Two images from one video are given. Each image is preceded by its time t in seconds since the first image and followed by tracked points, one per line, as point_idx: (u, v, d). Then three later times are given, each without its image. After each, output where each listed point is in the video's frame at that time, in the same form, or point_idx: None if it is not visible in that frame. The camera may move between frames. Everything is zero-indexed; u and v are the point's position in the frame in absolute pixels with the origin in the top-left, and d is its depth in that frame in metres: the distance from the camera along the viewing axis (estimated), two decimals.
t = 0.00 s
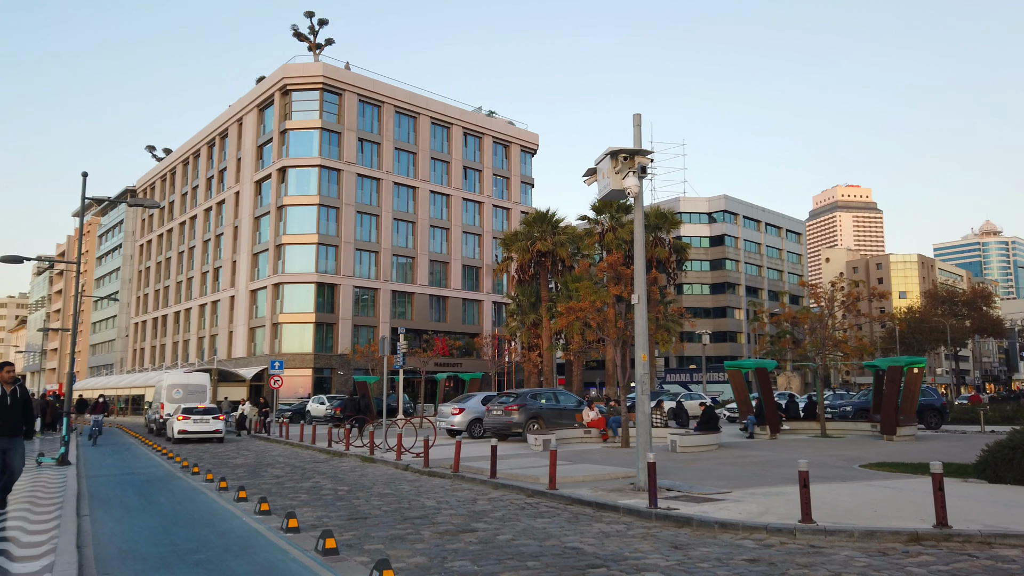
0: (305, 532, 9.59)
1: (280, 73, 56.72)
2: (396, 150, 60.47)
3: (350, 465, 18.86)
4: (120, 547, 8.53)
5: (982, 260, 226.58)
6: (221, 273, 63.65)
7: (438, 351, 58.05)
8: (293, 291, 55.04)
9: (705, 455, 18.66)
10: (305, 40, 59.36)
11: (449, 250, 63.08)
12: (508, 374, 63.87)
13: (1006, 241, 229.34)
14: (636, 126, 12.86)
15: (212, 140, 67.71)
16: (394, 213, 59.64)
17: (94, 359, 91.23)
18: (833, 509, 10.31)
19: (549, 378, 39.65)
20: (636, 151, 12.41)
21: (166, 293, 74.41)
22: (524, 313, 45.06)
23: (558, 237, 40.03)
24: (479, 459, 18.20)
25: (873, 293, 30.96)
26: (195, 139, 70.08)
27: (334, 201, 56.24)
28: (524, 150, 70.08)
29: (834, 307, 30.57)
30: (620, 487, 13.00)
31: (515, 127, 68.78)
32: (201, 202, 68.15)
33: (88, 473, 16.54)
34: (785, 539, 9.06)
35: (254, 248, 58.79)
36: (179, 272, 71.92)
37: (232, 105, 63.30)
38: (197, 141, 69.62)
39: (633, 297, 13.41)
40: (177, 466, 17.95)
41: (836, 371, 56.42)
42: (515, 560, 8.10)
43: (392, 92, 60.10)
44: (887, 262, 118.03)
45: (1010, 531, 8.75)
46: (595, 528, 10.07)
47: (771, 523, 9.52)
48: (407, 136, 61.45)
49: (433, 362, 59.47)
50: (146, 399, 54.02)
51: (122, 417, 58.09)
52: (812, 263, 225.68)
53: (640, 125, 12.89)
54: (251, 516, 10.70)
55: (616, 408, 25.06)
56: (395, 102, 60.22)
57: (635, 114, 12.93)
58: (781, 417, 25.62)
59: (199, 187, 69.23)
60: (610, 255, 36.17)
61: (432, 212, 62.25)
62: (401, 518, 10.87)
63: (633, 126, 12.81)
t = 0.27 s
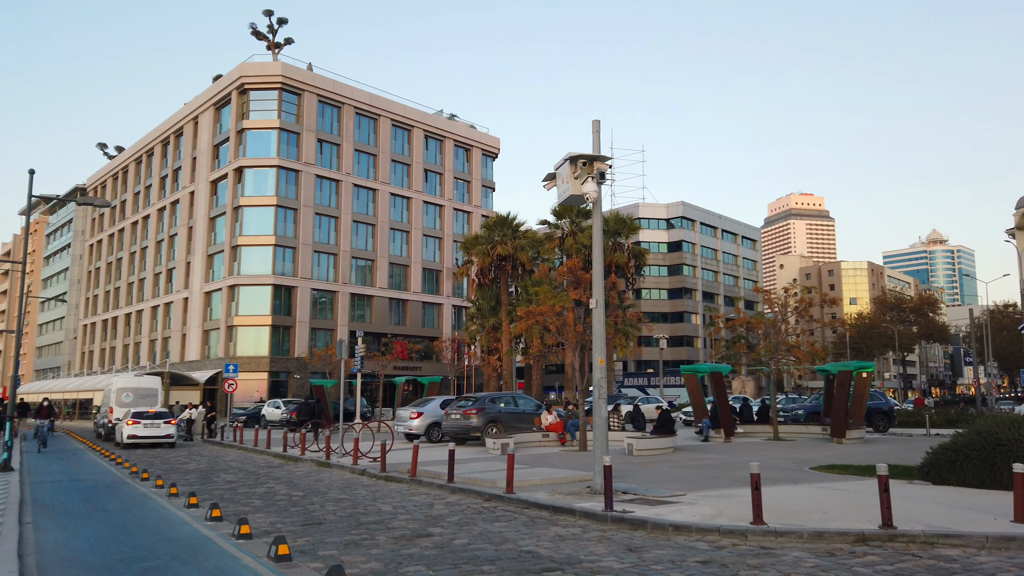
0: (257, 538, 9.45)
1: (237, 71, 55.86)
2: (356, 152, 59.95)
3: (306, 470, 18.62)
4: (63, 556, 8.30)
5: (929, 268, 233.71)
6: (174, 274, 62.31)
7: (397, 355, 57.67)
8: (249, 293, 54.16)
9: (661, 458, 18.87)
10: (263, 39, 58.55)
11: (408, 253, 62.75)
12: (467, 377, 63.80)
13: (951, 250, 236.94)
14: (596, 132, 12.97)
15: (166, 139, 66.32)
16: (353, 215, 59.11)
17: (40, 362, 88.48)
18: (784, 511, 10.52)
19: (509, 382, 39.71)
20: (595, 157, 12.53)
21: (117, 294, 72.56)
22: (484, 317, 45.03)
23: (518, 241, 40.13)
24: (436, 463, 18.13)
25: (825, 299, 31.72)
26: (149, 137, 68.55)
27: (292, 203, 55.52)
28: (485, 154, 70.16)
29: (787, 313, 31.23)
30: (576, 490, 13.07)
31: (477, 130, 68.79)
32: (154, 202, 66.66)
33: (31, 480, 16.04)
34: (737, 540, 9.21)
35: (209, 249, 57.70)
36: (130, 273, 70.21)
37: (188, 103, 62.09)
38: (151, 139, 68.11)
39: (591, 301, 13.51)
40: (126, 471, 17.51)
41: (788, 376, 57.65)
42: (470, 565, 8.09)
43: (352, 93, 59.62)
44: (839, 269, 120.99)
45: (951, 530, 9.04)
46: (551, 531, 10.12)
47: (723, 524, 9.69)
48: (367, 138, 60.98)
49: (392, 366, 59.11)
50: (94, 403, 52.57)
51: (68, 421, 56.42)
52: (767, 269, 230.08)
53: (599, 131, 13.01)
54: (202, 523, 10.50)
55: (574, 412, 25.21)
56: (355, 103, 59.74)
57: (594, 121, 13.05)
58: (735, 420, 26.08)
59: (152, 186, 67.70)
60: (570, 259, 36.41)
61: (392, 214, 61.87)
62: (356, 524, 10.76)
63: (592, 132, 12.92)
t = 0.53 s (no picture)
0: (203, 546, 9.24)
1: (190, 69, 54.73)
2: (312, 154, 59.23)
3: (256, 476, 18.29)
4: None
5: (875, 276, 240.44)
6: (121, 275, 60.70)
7: (352, 359, 57.08)
8: (200, 295, 53.05)
9: (614, 462, 19.01)
10: (217, 36, 57.49)
11: (364, 256, 62.20)
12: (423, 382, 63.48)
13: (896, 258, 244.25)
14: (552, 138, 13.05)
15: (115, 137, 64.63)
16: (308, 217, 58.34)
17: None
18: (733, 514, 10.71)
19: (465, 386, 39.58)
20: (551, 163, 12.60)
21: (61, 295, 70.37)
22: (441, 321, 44.80)
23: (476, 245, 40.05)
24: (390, 468, 17.98)
25: (775, 305, 32.38)
26: (96, 134, 66.72)
27: (246, 204, 54.56)
28: (443, 158, 70.01)
29: (739, 319, 31.78)
30: (529, 495, 13.09)
31: (434, 134, 68.59)
32: (102, 201, 64.87)
33: None
34: (686, 543, 9.34)
35: (159, 250, 56.36)
36: (76, 273, 68.15)
37: (138, 100, 60.62)
38: (98, 137, 66.28)
39: (547, 306, 13.56)
40: (67, 479, 16.96)
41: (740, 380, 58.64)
42: (422, 570, 8.04)
43: (308, 94, 58.91)
44: (789, 276, 123.70)
45: (891, 531, 9.31)
46: (504, 536, 10.12)
47: (673, 527, 9.81)
48: (324, 140, 60.31)
49: (347, 370, 58.52)
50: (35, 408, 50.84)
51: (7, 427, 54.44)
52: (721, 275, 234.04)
53: (556, 137, 13.09)
54: (147, 531, 10.23)
55: (530, 416, 25.27)
56: (311, 104, 59.04)
57: (551, 127, 13.13)
58: (687, 425, 26.42)
59: (99, 185, 65.86)
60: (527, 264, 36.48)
61: (348, 217, 61.26)
62: (306, 530, 10.61)
63: (549, 138, 13.00)
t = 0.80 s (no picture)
0: (146, 554, 8.99)
1: (139, 66, 53.41)
2: (265, 154, 58.31)
3: (203, 482, 17.89)
4: None
5: (822, 283, 246.69)
6: (64, 276, 58.83)
7: (305, 363, 56.27)
8: (147, 297, 51.71)
9: (567, 466, 19.12)
10: (168, 33, 56.24)
11: (318, 259, 61.42)
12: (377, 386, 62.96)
13: (842, 266, 251.09)
14: (508, 143, 13.09)
15: (59, 133, 62.67)
16: (261, 218, 57.38)
17: None
18: (682, 517, 10.86)
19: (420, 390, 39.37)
20: (507, 168, 12.64)
21: (0, 296, 67.94)
22: (395, 324, 44.45)
23: (432, 249, 39.88)
24: (341, 474, 17.77)
25: (726, 311, 32.99)
26: (39, 130, 64.60)
27: (196, 204, 53.41)
28: (399, 161, 69.65)
29: (691, 324, 32.30)
30: (482, 499, 13.07)
31: (391, 136, 68.21)
32: (44, 199, 62.81)
33: None
34: (637, 546, 9.44)
35: (104, 250, 54.78)
36: (15, 274, 65.80)
37: (84, 96, 58.91)
38: (41, 133, 64.18)
39: (501, 311, 13.57)
40: (2, 487, 16.34)
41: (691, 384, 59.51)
42: None
43: (262, 93, 58.01)
44: (740, 283, 126.17)
45: (835, 532, 9.56)
46: (455, 541, 10.09)
47: (624, 531, 9.90)
48: (277, 140, 59.41)
49: (299, 374, 57.73)
50: None
51: None
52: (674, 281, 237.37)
53: (511, 142, 13.14)
54: (87, 540, 9.90)
55: (484, 421, 25.24)
56: (265, 104, 58.14)
57: (506, 132, 13.17)
58: (640, 428, 26.72)
59: (42, 182, 63.76)
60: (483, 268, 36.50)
61: (302, 219, 60.44)
62: (254, 538, 10.42)
63: (504, 144, 13.04)
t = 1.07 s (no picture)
0: (90, 564, 8.71)
1: (90, 61, 52.04)
2: (222, 154, 57.28)
3: (153, 488, 17.47)
4: None
5: (776, 290, 251.56)
6: (9, 276, 56.96)
7: (260, 366, 55.42)
8: (96, 299, 50.35)
9: (525, 470, 19.14)
10: (122, 29, 54.94)
11: (275, 261, 60.56)
12: (334, 390, 62.31)
13: (796, 273, 256.61)
14: (467, 147, 13.09)
15: (5, 128, 60.73)
16: (216, 219, 56.34)
17: None
18: (637, 520, 10.96)
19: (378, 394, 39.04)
20: (466, 172, 12.63)
21: None
22: (354, 328, 44.00)
23: (391, 252, 39.63)
24: (296, 479, 17.53)
25: (683, 317, 33.45)
26: None
27: (149, 204, 52.24)
28: (359, 163, 69.16)
29: (648, 329, 32.68)
30: (439, 504, 13.01)
31: (351, 138, 67.66)
32: None
33: None
34: (592, 550, 9.49)
35: (52, 250, 53.19)
36: None
37: (32, 91, 57.21)
38: None
39: (459, 315, 13.54)
40: None
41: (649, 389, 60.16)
42: None
43: (219, 92, 57.00)
44: (697, 288, 127.99)
45: (784, 535, 9.75)
46: (411, 546, 10.03)
47: (579, 535, 9.95)
48: (234, 140, 58.41)
49: (254, 378, 56.90)
50: None
51: None
52: (633, 286, 239.70)
53: (472, 146, 13.14)
54: (28, 548, 9.56)
55: (443, 425, 25.15)
56: (222, 103, 57.13)
57: (466, 136, 13.17)
58: (597, 432, 26.90)
59: None
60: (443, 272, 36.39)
61: (258, 220, 59.52)
62: (204, 545, 10.20)
63: (464, 148, 13.03)
